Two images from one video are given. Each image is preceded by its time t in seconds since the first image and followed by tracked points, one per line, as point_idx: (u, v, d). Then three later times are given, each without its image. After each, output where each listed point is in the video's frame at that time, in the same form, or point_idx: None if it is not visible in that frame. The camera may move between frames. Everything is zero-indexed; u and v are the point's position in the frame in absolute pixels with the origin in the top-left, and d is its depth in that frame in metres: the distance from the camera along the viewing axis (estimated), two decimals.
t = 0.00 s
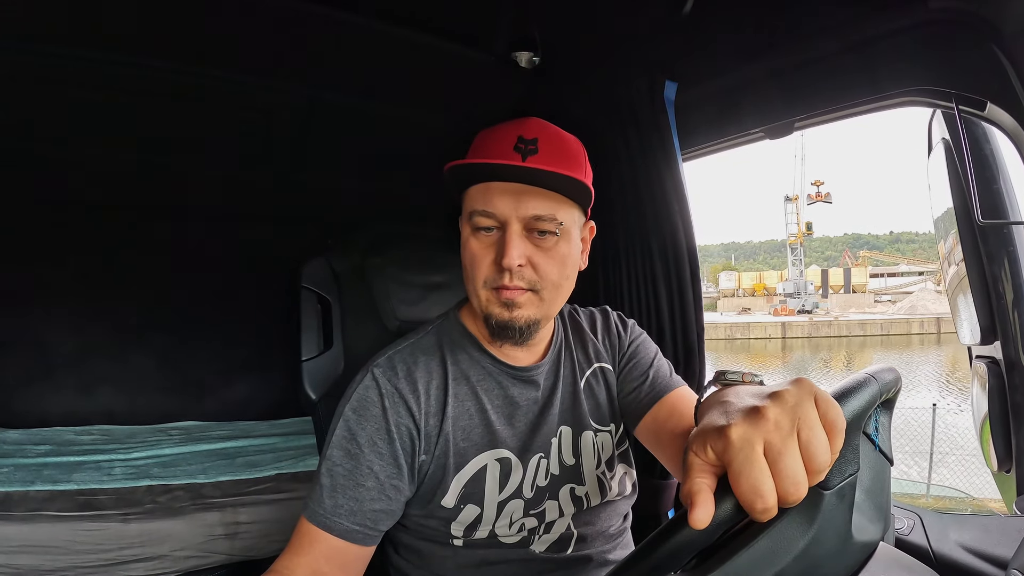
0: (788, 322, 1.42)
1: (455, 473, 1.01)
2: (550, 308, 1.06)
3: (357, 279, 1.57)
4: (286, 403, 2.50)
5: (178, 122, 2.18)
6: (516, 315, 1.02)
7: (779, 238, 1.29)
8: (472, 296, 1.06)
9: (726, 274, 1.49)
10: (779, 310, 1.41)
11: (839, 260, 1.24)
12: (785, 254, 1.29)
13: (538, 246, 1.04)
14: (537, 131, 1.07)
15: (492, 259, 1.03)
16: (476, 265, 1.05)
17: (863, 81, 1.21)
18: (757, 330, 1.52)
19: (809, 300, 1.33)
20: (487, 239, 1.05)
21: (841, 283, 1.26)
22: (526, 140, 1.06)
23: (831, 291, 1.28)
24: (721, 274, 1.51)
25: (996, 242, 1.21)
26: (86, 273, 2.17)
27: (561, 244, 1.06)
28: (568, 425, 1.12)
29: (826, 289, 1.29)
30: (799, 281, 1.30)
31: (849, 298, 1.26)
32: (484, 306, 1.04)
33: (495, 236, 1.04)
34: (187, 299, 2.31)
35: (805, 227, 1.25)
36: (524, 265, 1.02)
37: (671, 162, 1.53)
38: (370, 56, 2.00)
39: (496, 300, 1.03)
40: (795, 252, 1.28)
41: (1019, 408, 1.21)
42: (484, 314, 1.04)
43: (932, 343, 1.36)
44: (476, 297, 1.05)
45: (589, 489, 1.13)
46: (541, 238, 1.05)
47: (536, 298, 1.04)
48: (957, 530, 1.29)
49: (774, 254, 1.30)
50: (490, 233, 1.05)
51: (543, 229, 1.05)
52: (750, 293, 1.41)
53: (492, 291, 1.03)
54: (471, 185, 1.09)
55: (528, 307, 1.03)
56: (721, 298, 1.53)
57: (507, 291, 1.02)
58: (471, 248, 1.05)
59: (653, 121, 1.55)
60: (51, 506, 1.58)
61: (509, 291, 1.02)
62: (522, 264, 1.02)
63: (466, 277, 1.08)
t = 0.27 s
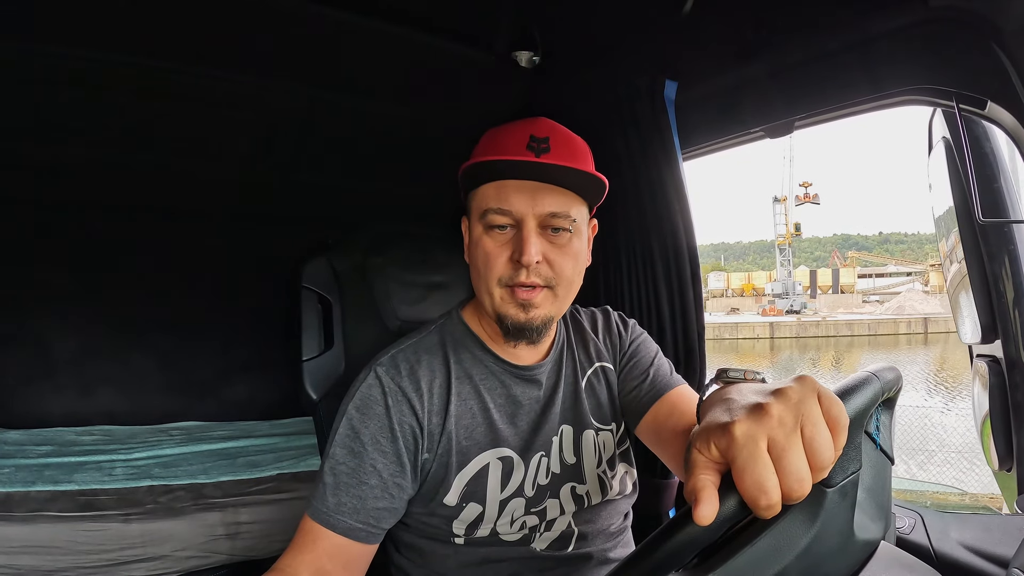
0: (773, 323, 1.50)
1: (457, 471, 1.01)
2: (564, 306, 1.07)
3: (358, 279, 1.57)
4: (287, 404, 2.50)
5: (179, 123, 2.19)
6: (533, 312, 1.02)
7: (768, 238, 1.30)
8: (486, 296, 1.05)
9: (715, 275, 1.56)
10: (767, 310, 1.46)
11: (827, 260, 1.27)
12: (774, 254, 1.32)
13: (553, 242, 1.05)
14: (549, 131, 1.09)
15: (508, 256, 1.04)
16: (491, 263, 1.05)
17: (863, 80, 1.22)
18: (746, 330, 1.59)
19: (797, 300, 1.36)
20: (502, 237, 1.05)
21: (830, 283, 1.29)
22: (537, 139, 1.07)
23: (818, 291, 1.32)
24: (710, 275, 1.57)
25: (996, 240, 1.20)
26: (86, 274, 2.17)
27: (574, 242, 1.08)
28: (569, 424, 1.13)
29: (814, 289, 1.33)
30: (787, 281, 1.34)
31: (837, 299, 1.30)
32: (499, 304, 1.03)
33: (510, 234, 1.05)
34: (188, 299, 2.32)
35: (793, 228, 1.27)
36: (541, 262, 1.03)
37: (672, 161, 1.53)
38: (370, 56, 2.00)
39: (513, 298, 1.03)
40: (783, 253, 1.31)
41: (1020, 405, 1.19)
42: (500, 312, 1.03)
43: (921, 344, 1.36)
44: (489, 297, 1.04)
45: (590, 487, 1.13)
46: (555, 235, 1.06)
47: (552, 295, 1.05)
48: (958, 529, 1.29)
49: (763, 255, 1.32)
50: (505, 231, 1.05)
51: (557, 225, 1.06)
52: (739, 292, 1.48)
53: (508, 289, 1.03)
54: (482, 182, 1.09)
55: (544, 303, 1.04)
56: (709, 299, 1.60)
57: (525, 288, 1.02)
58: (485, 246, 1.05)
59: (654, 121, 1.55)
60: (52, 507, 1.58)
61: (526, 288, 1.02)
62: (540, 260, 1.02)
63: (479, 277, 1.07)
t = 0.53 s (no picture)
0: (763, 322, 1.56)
1: (458, 470, 1.01)
2: (566, 302, 1.07)
3: (359, 279, 1.57)
4: (288, 404, 2.50)
5: (179, 123, 2.19)
6: (535, 308, 1.02)
7: (757, 239, 1.35)
8: (487, 293, 1.05)
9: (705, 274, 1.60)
10: (755, 310, 1.53)
11: (816, 261, 1.29)
12: (762, 254, 1.37)
13: (554, 240, 1.05)
14: (550, 130, 1.09)
15: (510, 254, 1.04)
16: (493, 261, 1.05)
17: (864, 79, 1.21)
18: (734, 330, 1.63)
19: (785, 300, 1.44)
20: (504, 234, 1.05)
21: (817, 283, 1.32)
22: (539, 138, 1.07)
23: (806, 291, 1.36)
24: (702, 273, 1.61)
25: (997, 239, 1.18)
26: (87, 274, 2.17)
27: (576, 238, 1.08)
28: (570, 423, 1.12)
29: (802, 289, 1.38)
30: (775, 282, 1.40)
31: (826, 298, 1.32)
32: (501, 301, 1.03)
33: (512, 232, 1.05)
34: (189, 299, 2.32)
35: (780, 228, 1.30)
36: (543, 258, 1.03)
37: (673, 162, 1.53)
38: (370, 56, 2.00)
39: (515, 294, 1.03)
40: (772, 253, 1.35)
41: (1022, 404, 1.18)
42: (501, 309, 1.03)
43: (907, 343, 1.37)
44: (491, 293, 1.04)
45: (590, 486, 1.13)
46: (556, 232, 1.06)
47: (554, 292, 1.05)
48: (958, 528, 1.29)
49: (752, 255, 1.38)
50: (507, 229, 1.05)
51: (558, 223, 1.06)
52: (727, 293, 1.56)
53: (509, 286, 1.03)
54: (484, 180, 1.09)
55: (546, 300, 1.04)
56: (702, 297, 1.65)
57: (526, 284, 1.02)
58: (487, 243, 1.05)
59: (654, 120, 1.55)
60: (53, 507, 1.58)
61: (528, 284, 1.02)
62: (542, 256, 1.03)
63: (481, 274, 1.06)
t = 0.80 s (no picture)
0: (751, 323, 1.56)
1: (459, 470, 1.01)
2: (565, 301, 1.07)
3: (360, 278, 1.57)
4: (289, 404, 2.51)
5: (179, 123, 2.19)
6: (535, 307, 1.02)
7: (745, 239, 1.40)
8: (487, 292, 1.05)
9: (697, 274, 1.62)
10: (744, 311, 1.55)
11: (804, 261, 1.31)
12: (750, 254, 1.42)
13: (554, 238, 1.05)
14: (550, 128, 1.09)
15: (509, 252, 1.03)
16: (493, 260, 1.05)
17: (864, 79, 1.21)
18: (720, 330, 1.63)
19: (772, 300, 1.44)
20: (503, 233, 1.05)
21: (806, 284, 1.33)
22: (538, 136, 1.07)
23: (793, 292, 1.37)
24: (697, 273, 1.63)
25: (999, 240, 1.17)
26: (88, 274, 2.17)
27: (575, 237, 1.08)
28: (570, 423, 1.12)
29: (790, 289, 1.39)
30: (761, 282, 1.44)
31: (814, 299, 1.33)
32: (501, 300, 1.03)
33: (511, 230, 1.05)
34: (189, 299, 2.32)
35: (768, 229, 1.35)
36: (542, 257, 1.02)
37: (674, 162, 1.53)
38: (370, 55, 2.00)
39: (514, 293, 1.03)
40: (759, 254, 1.41)
41: None
42: (501, 307, 1.03)
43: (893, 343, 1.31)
44: (490, 293, 1.04)
45: (590, 487, 1.13)
46: (556, 231, 1.06)
47: (553, 290, 1.04)
48: (959, 528, 1.30)
49: (741, 255, 1.43)
50: (506, 227, 1.05)
51: (558, 221, 1.06)
52: (715, 294, 1.59)
53: (509, 285, 1.03)
54: (483, 179, 1.09)
55: (546, 299, 1.03)
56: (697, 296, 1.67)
57: (526, 283, 1.02)
58: (487, 242, 1.05)
59: (656, 120, 1.55)
60: (54, 506, 1.58)
61: (527, 283, 1.02)
62: (541, 255, 1.02)
63: (481, 274, 1.06)
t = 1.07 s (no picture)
0: (738, 323, 1.60)
1: (459, 473, 1.01)
2: (565, 302, 1.07)
3: (361, 278, 1.57)
4: (290, 403, 2.51)
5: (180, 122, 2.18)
6: (534, 309, 1.02)
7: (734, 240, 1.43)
8: (486, 294, 1.05)
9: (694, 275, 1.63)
10: (730, 311, 1.57)
11: (792, 262, 1.33)
12: (738, 255, 1.45)
13: (553, 240, 1.05)
14: (549, 128, 1.09)
15: (509, 254, 1.03)
16: (492, 261, 1.04)
17: (866, 80, 1.21)
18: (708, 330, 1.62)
19: (760, 300, 1.46)
20: (503, 234, 1.05)
21: (794, 284, 1.36)
22: (537, 136, 1.07)
23: (782, 292, 1.39)
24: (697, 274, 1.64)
25: (1000, 242, 1.15)
26: (89, 273, 2.17)
27: (575, 238, 1.08)
28: (571, 425, 1.12)
29: (777, 290, 1.41)
30: (749, 283, 1.46)
31: (801, 299, 1.37)
32: (501, 302, 1.03)
33: (510, 231, 1.05)
34: (190, 299, 2.32)
35: (756, 230, 1.38)
36: (542, 258, 1.02)
37: (675, 163, 1.53)
38: (372, 55, 2.00)
39: (514, 295, 1.03)
40: (747, 255, 1.43)
41: None
42: (501, 309, 1.03)
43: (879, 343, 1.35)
44: (490, 295, 1.04)
45: (591, 488, 1.12)
46: (555, 232, 1.06)
47: (553, 292, 1.04)
48: (959, 529, 1.30)
49: (729, 256, 1.47)
50: (505, 228, 1.05)
51: (557, 222, 1.06)
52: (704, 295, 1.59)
53: (508, 286, 1.03)
54: (482, 179, 1.09)
55: (545, 300, 1.03)
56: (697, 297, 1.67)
57: (525, 285, 1.02)
58: (486, 243, 1.05)
59: (657, 121, 1.55)
60: (54, 506, 1.58)
61: (526, 285, 1.02)
62: (540, 257, 1.02)
63: (480, 275, 1.06)
